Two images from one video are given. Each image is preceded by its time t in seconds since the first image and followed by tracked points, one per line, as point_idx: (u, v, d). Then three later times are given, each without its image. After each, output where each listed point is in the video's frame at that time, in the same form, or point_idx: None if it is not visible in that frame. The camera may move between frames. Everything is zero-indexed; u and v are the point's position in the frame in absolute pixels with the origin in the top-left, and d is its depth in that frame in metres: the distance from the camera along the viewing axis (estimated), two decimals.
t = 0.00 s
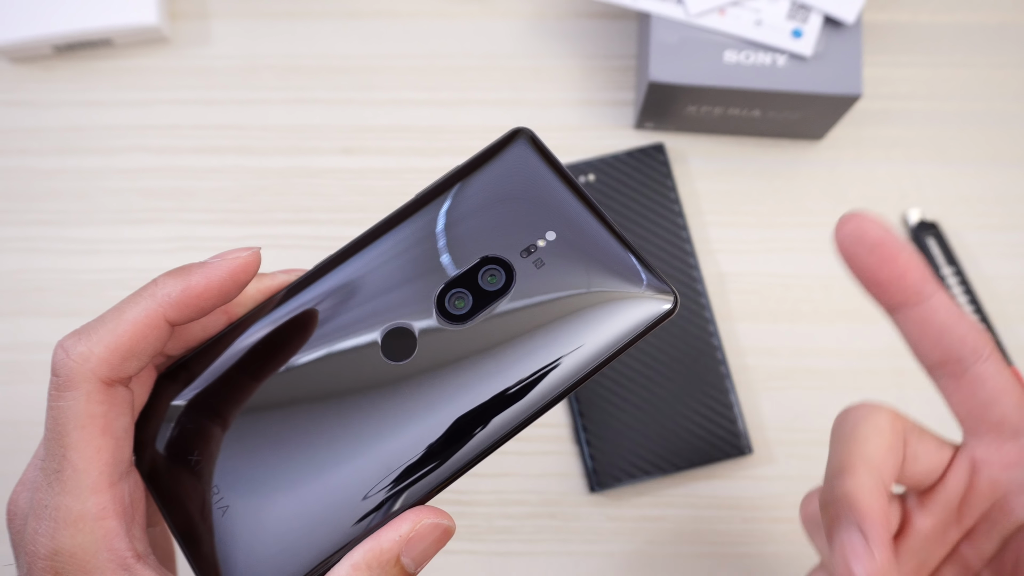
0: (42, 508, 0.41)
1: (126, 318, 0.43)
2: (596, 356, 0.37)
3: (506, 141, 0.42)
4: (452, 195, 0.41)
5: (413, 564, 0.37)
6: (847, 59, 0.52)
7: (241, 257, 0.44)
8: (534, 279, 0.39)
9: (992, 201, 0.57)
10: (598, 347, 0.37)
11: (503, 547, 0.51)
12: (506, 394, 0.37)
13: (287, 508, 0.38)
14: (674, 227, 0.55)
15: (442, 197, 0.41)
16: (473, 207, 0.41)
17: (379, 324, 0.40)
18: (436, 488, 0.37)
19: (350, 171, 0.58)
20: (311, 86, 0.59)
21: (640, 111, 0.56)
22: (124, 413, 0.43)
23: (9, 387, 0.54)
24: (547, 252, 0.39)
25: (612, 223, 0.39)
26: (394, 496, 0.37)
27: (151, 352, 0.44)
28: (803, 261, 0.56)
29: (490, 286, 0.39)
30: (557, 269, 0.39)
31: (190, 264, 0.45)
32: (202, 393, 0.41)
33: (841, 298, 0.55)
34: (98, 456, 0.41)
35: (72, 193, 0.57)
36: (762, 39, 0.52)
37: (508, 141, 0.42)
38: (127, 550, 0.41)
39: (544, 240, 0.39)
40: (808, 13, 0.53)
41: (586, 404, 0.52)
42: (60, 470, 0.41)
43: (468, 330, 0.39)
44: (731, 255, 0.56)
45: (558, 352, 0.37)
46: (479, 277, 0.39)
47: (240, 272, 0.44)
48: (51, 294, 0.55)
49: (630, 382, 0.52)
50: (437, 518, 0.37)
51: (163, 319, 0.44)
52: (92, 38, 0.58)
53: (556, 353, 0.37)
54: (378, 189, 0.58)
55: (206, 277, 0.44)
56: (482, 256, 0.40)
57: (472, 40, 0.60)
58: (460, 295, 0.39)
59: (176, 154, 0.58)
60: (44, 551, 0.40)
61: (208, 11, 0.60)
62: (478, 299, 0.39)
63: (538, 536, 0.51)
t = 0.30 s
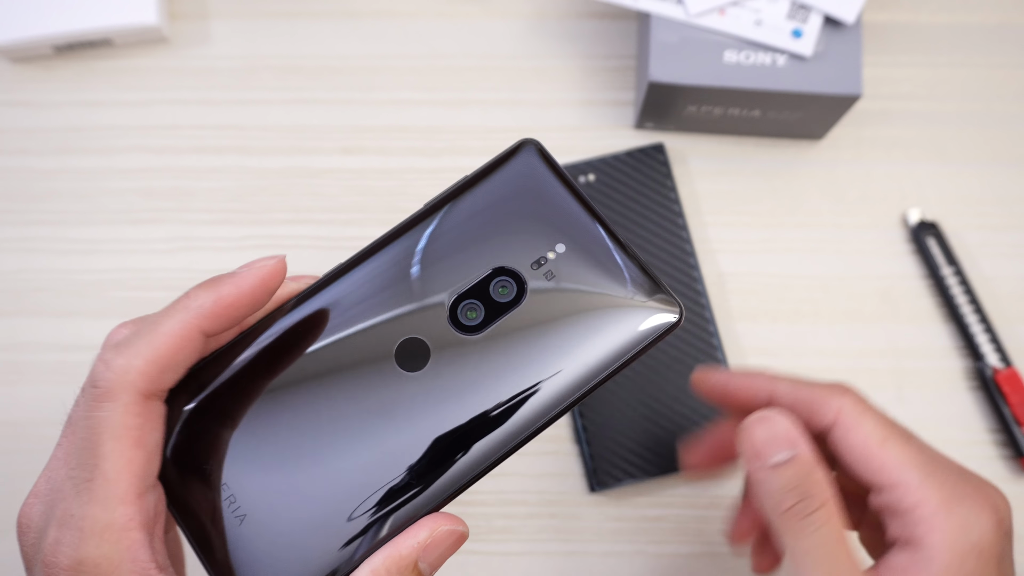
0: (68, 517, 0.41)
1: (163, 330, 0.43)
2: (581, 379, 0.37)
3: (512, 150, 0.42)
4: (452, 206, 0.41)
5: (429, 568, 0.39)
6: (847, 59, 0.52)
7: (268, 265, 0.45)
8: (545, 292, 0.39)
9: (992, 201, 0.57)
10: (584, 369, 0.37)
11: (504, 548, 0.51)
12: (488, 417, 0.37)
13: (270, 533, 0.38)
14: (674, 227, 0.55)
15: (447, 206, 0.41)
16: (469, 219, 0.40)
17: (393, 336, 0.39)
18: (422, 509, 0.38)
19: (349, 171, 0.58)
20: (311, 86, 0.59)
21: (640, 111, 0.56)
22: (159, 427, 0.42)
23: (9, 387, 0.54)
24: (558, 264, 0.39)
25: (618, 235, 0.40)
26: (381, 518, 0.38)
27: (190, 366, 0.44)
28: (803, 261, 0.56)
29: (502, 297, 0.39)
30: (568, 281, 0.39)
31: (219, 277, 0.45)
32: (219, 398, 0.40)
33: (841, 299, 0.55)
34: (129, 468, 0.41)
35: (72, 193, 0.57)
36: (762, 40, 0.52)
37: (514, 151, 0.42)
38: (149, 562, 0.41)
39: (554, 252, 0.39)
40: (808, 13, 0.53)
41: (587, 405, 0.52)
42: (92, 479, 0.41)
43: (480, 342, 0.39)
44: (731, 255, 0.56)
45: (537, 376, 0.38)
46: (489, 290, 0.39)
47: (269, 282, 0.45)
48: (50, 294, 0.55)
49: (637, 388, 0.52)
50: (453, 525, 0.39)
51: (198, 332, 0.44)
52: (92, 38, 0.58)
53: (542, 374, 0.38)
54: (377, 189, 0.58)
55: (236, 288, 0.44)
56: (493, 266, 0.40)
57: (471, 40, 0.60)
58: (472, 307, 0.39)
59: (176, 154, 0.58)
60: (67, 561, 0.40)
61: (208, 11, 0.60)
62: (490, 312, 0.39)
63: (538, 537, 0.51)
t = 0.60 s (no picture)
0: (113, 511, 0.39)
1: (242, 348, 0.42)
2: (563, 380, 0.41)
3: (510, 147, 0.45)
4: (450, 204, 0.44)
5: (449, 556, 0.40)
6: (847, 59, 0.52)
7: (322, 273, 0.43)
8: (553, 286, 0.42)
9: (992, 201, 0.57)
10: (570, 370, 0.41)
11: (504, 547, 0.51)
12: (470, 423, 0.40)
13: (266, 542, 0.40)
14: (674, 227, 0.55)
15: (444, 204, 0.44)
16: (463, 217, 0.43)
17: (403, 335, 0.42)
18: (410, 517, 0.40)
19: (349, 171, 0.58)
20: (311, 86, 0.59)
21: (640, 111, 0.56)
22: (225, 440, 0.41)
23: (9, 387, 0.54)
24: (564, 259, 0.42)
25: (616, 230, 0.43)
26: (371, 525, 0.40)
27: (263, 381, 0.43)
28: (804, 261, 0.56)
29: (511, 293, 0.42)
30: (573, 275, 0.42)
31: (289, 288, 0.43)
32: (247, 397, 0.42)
33: (841, 298, 0.55)
34: (186, 472, 0.39)
35: (72, 193, 0.57)
36: (762, 40, 0.52)
37: (511, 149, 0.44)
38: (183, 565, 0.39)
39: (559, 248, 0.42)
40: (808, 13, 0.53)
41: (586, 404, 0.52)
42: (147, 477, 0.39)
43: (493, 335, 0.41)
44: (731, 255, 0.56)
45: (516, 381, 0.41)
46: (499, 285, 0.42)
47: (330, 289, 0.43)
48: (51, 294, 0.55)
49: (637, 387, 0.52)
50: (472, 514, 0.40)
51: (271, 349, 0.42)
52: (92, 38, 0.58)
53: (529, 374, 0.41)
54: (378, 189, 0.58)
55: (303, 300, 0.42)
56: (502, 264, 0.42)
57: (472, 40, 0.60)
58: (483, 302, 0.42)
59: (176, 154, 0.58)
60: (104, 555, 0.38)
61: (208, 11, 0.60)
62: (501, 306, 0.42)
63: (539, 536, 0.51)
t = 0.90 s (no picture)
0: (103, 513, 0.38)
1: (238, 349, 0.41)
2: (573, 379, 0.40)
3: (514, 146, 0.44)
4: (454, 203, 0.44)
5: (446, 560, 0.39)
6: (847, 60, 0.52)
7: (320, 273, 0.43)
8: (553, 286, 0.42)
9: (992, 201, 0.57)
10: (577, 370, 0.41)
11: (504, 547, 0.51)
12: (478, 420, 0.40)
13: (270, 540, 0.40)
14: (674, 227, 0.55)
15: (449, 202, 0.44)
16: (467, 216, 0.43)
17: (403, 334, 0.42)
18: (414, 517, 0.40)
19: (349, 171, 0.58)
20: (311, 86, 0.59)
21: (640, 111, 0.56)
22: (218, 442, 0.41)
23: (9, 387, 0.54)
24: (565, 259, 0.42)
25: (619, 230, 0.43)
26: (375, 525, 0.40)
27: (260, 383, 0.42)
28: (803, 261, 0.56)
29: (511, 293, 0.42)
30: (574, 275, 0.42)
31: (287, 289, 0.42)
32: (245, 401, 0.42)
33: (841, 298, 0.55)
34: (178, 474, 0.39)
35: (72, 193, 0.57)
36: (762, 40, 0.52)
37: (515, 148, 0.44)
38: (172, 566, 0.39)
39: (560, 248, 0.42)
40: (808, 13, 0.53)
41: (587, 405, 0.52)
42: (138, 478, 0.39)
43: (493, 334, 0.41)
44: (731, 255, 0.56)
45: (527, 379, 0.40)
46: (500, 285, 0.42)
47: (329, 290, 0.43)
48: (50, 294, 0.55)
49: (639, 386, 0.52)
50: (469, 518, 0.39)
51: (269, 351, 0.42)
52: (92, 38, 0.58)
53: (537, 373, 0.41)
54: (378, 189, 0.58)
55: (300, 301, 0.42)
56: (503, 264, 0.42)
57: (471, 40, 0.60)
58: (483, 303, 0.42)
59: (176, 154, 0.58)
60: (92, 557, 0.38)
61: (208, 11, 0.60)
62: (501, 306, 0.42)
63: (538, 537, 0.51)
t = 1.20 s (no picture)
0: (88, 515, 0.39)
1: (224, 352, 0.42)
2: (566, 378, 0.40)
3: (500, 149, 0.45)
4: (444, 204, 0.44)
5: (432, 561, 0.39)
6: (847, 60, 0.52)
7: (306, 277, 0.43)
8: (537, 288, 0.42)
9: (992, 200, 0.57)
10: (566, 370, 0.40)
11: (503, 547, 0.51)
12: (474, 417, 0.40)
13: (264, 534, 0.40)
14: (674, 227, 0.55)
15: (442, 203, 0.44)
16: (459, 216, 0.44)
17: (389, 335, 0.42)
18: (408, 512, 0.40)
19: (349, 170, 0.58)
20: (311, 86, 0.59)
21: (640, 111, 0.56)
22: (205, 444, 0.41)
23: (9, 386, 0.54)
24: (549, 261, 0.42)
25: (604, 232, 0.43)
26: (371, 520, 0.40)
27: (246, 386, 0.43)
28: (803, 261, 0.56)
29: (495, 295, 0.42)
30: (559, 276, 0.42)
31: (273, 293, 0.43)
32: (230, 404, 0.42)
33: (841, 298, 0.55)
34: (164, 476, 0.40)
35: (72, 193, 0.57)
36: (762, 40, 0.52)
37: (502, 150, 0.45)
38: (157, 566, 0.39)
39: (545, 250, 0.43)
40: (808, 13, 0.53)
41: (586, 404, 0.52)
42: (124, 480, 0.39)
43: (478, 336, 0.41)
44: (731, 255, 0.56)
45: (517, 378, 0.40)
46: (485, 287, 0.42)
47: (314, 293, 0.43)
48: (50, 294, 0.55)
49: (639, 385, 0.52)
50: (454, 519, 0.39)
51: (255, 355, 0.42)
52: (92, 38, 0.58)
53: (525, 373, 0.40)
54: (378, 189, 0.58)
55: (285, 304, 0.42)
56: (488, 265, 0.43)
57: (471, 40, 0.60)
58: (467, 304, 0.42)
59: (176, 154, 0.58)
60: (78, 558, 0.38)
61: (208, 11, 0.60)
62: (485, 308, 0.42)
63: (538, 537, 0.51)
